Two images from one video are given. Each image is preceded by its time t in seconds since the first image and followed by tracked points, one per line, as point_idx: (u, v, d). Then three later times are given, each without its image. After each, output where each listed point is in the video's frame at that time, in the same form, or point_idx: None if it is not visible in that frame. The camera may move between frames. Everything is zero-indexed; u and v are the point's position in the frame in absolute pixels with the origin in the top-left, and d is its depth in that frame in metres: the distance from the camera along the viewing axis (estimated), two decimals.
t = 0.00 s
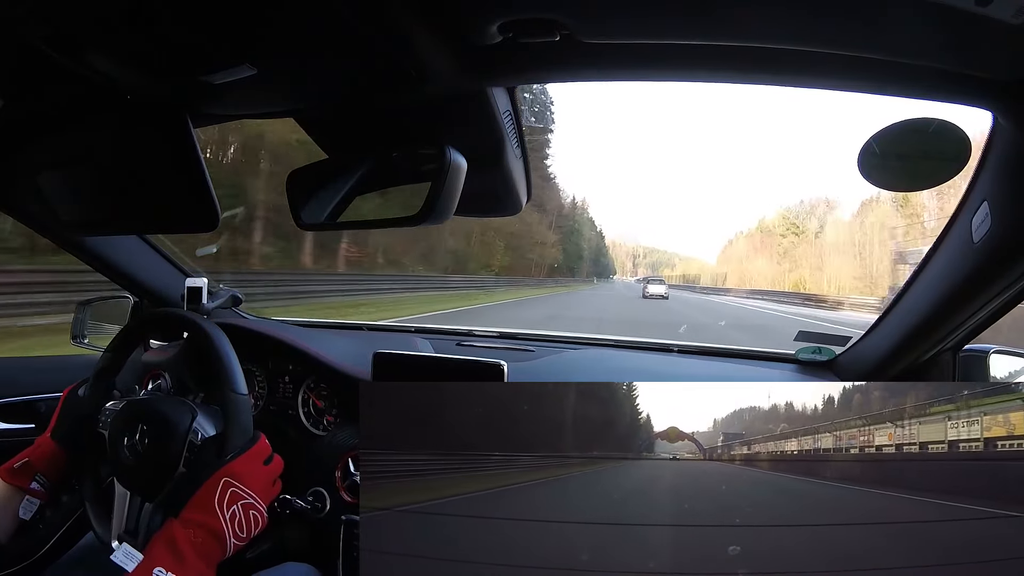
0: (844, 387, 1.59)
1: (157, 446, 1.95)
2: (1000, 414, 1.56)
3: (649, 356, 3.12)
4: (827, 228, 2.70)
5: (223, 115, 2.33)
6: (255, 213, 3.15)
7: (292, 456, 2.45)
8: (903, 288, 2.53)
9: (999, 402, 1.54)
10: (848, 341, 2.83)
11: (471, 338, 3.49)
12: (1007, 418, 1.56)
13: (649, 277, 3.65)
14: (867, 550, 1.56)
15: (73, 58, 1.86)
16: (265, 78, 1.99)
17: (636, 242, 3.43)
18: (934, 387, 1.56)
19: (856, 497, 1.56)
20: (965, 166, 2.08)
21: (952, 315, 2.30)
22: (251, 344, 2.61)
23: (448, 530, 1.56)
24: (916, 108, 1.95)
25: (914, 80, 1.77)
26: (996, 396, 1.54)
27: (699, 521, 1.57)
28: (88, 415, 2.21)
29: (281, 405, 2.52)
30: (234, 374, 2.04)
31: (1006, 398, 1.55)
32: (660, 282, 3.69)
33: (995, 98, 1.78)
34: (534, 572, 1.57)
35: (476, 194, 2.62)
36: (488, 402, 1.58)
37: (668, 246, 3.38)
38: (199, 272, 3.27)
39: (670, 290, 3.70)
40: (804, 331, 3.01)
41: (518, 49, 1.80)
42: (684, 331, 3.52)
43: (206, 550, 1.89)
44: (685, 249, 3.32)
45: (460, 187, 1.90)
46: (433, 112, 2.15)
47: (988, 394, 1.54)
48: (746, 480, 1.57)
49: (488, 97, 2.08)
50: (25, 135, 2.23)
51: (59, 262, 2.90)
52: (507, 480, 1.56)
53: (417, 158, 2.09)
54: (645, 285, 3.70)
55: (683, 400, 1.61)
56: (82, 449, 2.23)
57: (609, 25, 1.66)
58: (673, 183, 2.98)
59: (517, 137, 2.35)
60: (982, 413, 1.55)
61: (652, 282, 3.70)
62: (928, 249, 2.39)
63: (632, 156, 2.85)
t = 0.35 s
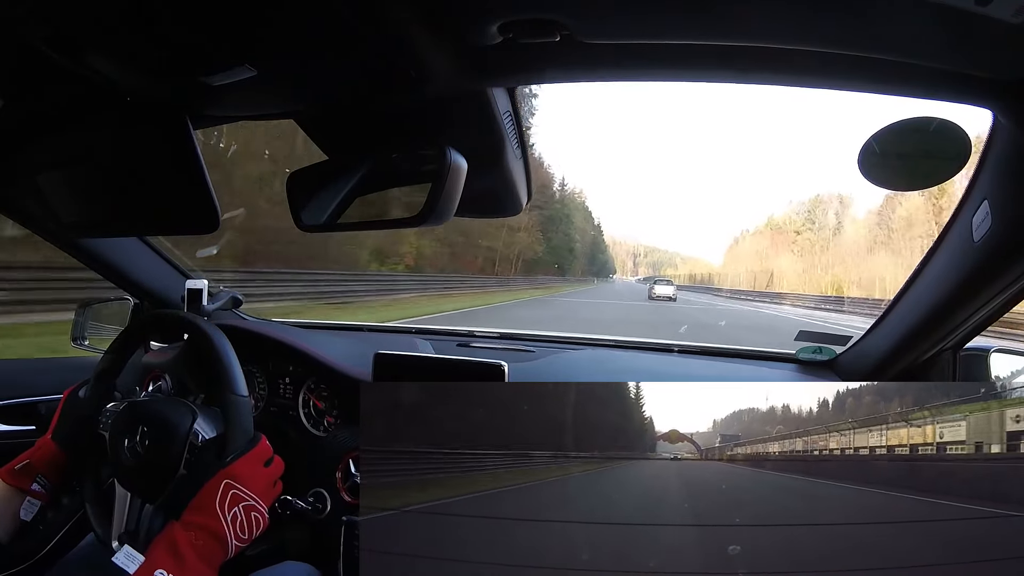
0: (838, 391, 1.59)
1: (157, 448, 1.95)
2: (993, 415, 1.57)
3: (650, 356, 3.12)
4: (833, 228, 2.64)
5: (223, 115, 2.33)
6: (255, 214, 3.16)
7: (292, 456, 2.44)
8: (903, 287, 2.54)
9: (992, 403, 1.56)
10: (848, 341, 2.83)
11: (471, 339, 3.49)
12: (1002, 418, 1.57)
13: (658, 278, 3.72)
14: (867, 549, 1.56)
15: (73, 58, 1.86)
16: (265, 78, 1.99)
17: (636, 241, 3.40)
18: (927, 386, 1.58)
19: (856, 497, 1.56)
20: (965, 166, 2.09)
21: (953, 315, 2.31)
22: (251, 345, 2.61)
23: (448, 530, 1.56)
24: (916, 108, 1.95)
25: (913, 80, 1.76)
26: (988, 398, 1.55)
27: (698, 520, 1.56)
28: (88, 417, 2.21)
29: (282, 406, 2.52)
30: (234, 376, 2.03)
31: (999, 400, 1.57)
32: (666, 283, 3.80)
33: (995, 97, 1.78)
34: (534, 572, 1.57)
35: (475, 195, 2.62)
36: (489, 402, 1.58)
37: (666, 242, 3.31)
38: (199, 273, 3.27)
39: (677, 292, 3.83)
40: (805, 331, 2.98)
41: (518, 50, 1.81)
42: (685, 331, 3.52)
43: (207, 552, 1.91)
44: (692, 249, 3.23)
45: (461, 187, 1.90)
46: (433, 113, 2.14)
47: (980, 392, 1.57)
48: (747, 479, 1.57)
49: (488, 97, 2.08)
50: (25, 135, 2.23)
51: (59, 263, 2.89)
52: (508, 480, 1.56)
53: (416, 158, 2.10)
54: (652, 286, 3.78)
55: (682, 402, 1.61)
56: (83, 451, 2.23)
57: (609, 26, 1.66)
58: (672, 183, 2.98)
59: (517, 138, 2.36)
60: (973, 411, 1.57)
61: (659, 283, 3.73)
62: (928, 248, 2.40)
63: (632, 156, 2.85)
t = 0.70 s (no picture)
0: (832, 393, 1.59)
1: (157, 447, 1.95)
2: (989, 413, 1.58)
3: (651, 356, 3.11)
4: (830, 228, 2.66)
5: (223, 115, 2.33)
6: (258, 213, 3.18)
7: (292, 456, 2.45)
8: (902, 288, 2.53)
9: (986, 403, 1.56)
10: (848, 340, 2.83)
11: (472, 338, 3.49)
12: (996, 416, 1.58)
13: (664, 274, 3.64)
14: (868, 549, 1.56)
15: (73, 58, 1.86)
16: (265, 78, 1.99)
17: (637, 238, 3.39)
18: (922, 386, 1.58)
19: (857, 496, 1.56)
20: (967, 165, 2.07)
21: (953, 314, 2.31)
22: (251, 344, 2.61)
23: (447, 530, 1.56)
24: (916, 108, 1.95)
25: (914, 79, 1.77)
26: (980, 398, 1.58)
27: (698, 521, 1.56)
28: (87, 416, 2.20)
29: (282, 405, 2.52)
30: (234, 375, 2.04)
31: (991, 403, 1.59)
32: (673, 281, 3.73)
33: (996, 97, 1.78)
34: (534, 572, 1.57)
35: (476, 194, 2.62)
36: (488, 402, 1.58)
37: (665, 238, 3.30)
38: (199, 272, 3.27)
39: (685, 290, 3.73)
40: (805, 330, 3.02)
41: (518, 49, 1.80)
42: (685, 331, 3.52)
43: (207, 550, 1.91)
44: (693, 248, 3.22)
45: (461, 186, 1.90)
46: (433, 112, 2.14)
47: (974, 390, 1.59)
48: (748, 479, 1.58)
49: (488, 96, 2.08)
50: (25, 135, 2.23)
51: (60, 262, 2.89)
52: (507, 480, 1.56)
53: (416, 157, 2.12)
54: (658, 284, 3.73)
55: (682, 403, 1.62)
56: (82, 449, 2.24)
57: (610, 26, 1.66)
58: (673, 182, 2.98)
59: (517, 138, 2.36)
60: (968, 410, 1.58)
61: (666, 282, 3.72)
62: (928, 248, 2.39)
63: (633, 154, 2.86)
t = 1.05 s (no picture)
0: (827, 394, 1.58)
1: (157, 446, 1.95)
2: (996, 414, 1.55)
3: (652, 357, 3.10)
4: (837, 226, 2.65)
5: (223, 115, 2.33)
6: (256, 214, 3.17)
7: (291, 456, 2.44)
8: (902, 289, 2.53)
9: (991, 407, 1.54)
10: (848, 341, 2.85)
11: (472, 339, 3.49)
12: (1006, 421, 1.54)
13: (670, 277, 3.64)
14: (870, 549, 1.55)
15: (73, 58, 1.86)
16: (265, 78, 1.99)
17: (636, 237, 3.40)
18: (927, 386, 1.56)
19: (859, 497, 1.55)
20: (966, 167, 2.08)
21: (953, 315, 2.32)
22: (250, 344, 2.61)
23: (447, 530, 1.56)
24: (915, 108, 1.95)
25: (914, 79, 1.77)
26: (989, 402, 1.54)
27: (698, 521, 1.56)
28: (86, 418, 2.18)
29: (282, 405, 2.52)
30: (234, 374, 2.04)
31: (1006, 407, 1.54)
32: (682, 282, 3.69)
33: (995, 97, 1.78)
34: (534, 572, 1.56)
35: (476, 195, 2.61)
36: (488, 401, 1.58)
37: (668, 238, 3.29)
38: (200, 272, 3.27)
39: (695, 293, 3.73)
40: (804, 331, 3.03)
41: (518, 49, 1.80)
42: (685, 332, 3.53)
43: (209, 548, 1.88)
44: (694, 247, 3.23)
45: (461, 186, 1.89)
46: (433, 112, 2.14)
47: (984, 397, 1.55)
48: (749, 479, 1.57)
49: (488, 97, 2.08)
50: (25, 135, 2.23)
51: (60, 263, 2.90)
52: (507, 480, 1.56)
53: (416, 157, 2.12)
54: (666, 284, 3.70)
55: (681, 403, 1.61)
56: (82, 451, 2.23)
57: (611, 25, 1.66)
58: (674, 183, 2.97)
59: (517, 138, 2.36)
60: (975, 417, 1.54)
61: (675, 283, 3.69)
62: (927, 249, 2.39)
63: (633, 154, 2.86)
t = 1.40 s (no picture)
0: (822, 394, 1.59)
1: (157, 447, 1.95)
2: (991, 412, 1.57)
3: (652, 357, 3.11)
4: (836, 226, 2.64)
5: (223, 116, 2.33)
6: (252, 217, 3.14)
7: (291, 456, 2.45)
8: (903, 288, 2.54)
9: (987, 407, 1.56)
10: (848, 341, 2.84)
11: (472, 339, 3.50)
12: (998, 420, 1.56)
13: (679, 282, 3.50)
14: (870, 552, 1.56)
15: (73, 58, 1.86)
16: (265, 78, 1.99)
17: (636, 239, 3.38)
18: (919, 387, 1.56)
19: (858, 497, 1.56)
20: (966, 166, 2.08)
21: (953, 315, 2.32)
22: (250, 344, 2.61)
23: (448, 530, 1.56)
24: (914, 108, 1.95)
25: (914, 80, 1.77)
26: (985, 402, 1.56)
27: (698, 522, 1.56)
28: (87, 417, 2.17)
29: (282, 405, 2.53)
30: (234, 374, 2.03)
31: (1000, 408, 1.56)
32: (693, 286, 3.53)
33: (995, 98, 1.78)
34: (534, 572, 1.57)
35: (476, 195, 2.62)
36: (487, 402, 1.58)
37: (668, 240, 3.26)
38: (199, 272, 3.27)
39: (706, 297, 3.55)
40: (805, 331, 3.02)
41: (518, 49, 1.80)
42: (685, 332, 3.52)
43: (210, 551, 1.88)
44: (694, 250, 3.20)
45: (460, 186, 1.89)
46: (432, 112, 2.14)
47: (977, 396, 1.56)
48: (749, 480, 1.58)
49: (488, 97, 2.08)
50: (26, 135, 2.23)
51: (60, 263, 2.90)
52: (506, 480, 1.56)
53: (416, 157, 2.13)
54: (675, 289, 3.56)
55: (681, 404, 1.61)
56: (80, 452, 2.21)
57: (611, 25, 1.66)
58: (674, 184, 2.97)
59: (517, 138, 2.36)
60: (966, 415, 1.56)
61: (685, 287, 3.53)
62: (927, 249, 2.40)
63: (632, 155, 2.86)
